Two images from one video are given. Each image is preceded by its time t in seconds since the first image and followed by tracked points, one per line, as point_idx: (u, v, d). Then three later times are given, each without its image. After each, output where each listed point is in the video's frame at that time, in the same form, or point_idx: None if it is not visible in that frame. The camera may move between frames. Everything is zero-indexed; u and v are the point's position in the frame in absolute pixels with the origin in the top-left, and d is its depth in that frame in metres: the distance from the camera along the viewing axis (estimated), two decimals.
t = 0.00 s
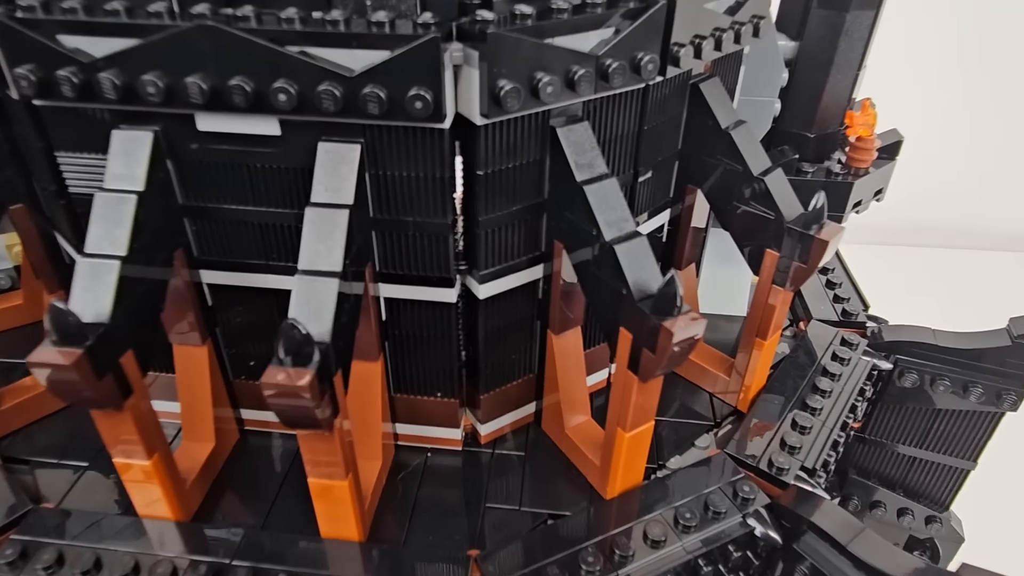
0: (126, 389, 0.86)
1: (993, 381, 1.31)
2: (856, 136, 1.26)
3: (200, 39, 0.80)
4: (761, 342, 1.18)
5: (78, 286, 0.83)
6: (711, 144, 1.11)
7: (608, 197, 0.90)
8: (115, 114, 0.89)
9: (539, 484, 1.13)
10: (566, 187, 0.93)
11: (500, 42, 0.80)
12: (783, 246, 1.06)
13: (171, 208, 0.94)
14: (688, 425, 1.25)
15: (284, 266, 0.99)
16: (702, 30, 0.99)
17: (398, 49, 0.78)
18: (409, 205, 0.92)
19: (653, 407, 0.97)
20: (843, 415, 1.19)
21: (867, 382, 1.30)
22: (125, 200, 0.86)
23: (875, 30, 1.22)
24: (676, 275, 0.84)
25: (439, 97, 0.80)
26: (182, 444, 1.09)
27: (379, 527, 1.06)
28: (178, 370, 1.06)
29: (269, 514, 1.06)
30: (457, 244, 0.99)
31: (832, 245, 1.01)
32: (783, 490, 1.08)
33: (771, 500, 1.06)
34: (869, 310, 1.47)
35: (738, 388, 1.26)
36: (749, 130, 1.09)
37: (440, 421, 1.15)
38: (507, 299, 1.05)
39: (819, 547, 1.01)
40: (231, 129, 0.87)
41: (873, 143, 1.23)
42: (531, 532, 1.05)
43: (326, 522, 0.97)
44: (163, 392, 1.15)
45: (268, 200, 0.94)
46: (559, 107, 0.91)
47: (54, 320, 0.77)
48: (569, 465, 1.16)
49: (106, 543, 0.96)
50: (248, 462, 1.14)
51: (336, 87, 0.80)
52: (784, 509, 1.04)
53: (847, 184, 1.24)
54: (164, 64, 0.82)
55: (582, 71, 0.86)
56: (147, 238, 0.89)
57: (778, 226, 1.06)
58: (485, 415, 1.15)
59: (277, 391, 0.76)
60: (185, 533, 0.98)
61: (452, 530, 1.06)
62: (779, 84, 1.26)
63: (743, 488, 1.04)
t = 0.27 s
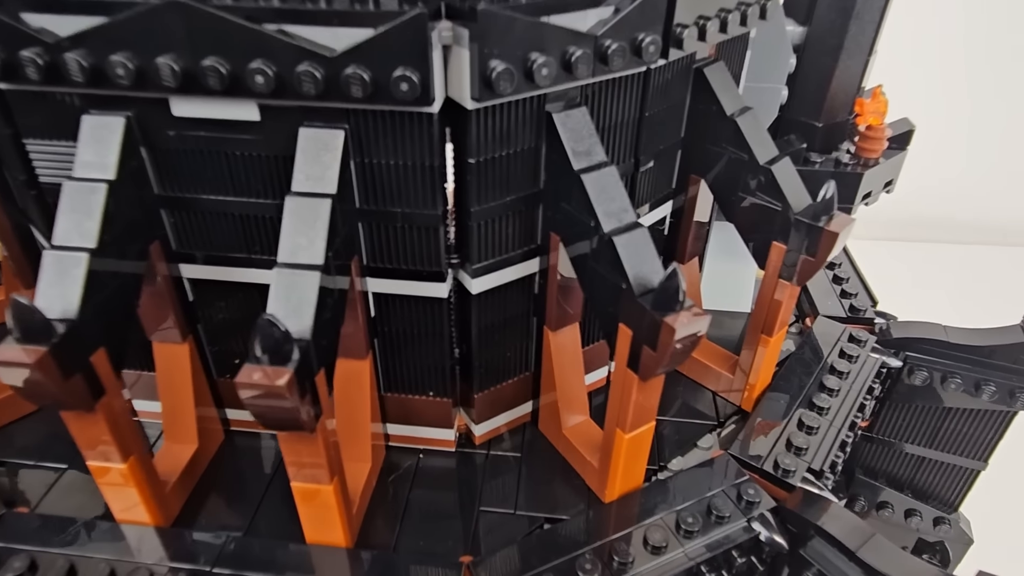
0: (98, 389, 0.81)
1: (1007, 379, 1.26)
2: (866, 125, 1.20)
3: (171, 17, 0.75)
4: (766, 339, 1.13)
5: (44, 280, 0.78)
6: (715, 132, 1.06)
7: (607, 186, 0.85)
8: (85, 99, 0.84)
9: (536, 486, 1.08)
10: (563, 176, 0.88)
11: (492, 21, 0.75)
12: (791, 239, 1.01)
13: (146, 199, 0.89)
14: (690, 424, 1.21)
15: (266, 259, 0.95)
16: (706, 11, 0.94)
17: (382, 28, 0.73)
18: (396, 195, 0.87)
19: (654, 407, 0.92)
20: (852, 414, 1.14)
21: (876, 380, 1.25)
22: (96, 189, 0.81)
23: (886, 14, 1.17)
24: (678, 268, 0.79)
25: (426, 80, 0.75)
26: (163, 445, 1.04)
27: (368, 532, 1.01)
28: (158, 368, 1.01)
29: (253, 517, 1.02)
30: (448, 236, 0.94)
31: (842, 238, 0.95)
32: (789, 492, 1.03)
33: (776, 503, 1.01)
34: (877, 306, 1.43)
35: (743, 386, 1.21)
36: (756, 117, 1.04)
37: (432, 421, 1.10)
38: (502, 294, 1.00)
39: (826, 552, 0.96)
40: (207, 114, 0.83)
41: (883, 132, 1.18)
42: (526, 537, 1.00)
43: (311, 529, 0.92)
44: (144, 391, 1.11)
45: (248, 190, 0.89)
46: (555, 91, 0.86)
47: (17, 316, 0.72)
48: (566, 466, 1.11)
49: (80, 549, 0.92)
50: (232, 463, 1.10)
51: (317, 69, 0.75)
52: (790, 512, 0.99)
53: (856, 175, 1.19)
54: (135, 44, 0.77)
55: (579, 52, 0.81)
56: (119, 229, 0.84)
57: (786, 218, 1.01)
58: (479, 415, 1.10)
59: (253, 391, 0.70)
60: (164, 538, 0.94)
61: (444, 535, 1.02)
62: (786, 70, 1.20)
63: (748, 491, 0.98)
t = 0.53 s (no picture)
0: (71, 394, 0.76)
1: None
2: (880, 113, 1.16)
3: None
4: (776, 338, 1.09)
5: (11, 278, 0.73)
6: (723, 122, 1.01)
7: (610, 177, 0.80)
8: (56, 85, 0.79)
9: (535, 492, 1.04)
10: (564, 167, 0.83)
11: None
12: (803, 233, 0.96)
13: (123, 191, 0.84)
14: (696, 426, 1.16)
15: (252, 256, 0.90)
16: None
17: (370, 7, 0.68)
18: (387, 187, 0.82)
19: (661, 412, 0.87)
20: (865, 416, 1.10)
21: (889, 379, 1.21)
22: (66, 181, 0.76)
23: None
24: (688, 265, 0.74)
25: (417, 63, 0.70)
26: (146, 450, 1.00)
27: (360, 541, 0.97)
28: (140, 369, 0.97)
29: (240, 525, 0.97)
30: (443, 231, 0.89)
31: (858, 232, 0.90)
32: (801, 499, 0.98)
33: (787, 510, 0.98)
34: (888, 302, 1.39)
35: (751, 386, 1.17)
36: (766, 104, 0.99)
37: (427, 424, 1.05)
38: (500, 292, 0.95)
39: (839, 561, 0.93)
40: (185, 101, 0.78)
41: (898, 120, 1.14)
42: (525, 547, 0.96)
43: (299, 539, 0.88)
44: (127, 393, 1.06)
45: (231, 182, 0.84)
46: (556, 76, 0.81)
47: None
48: (567, 470, 1.07)
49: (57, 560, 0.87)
50: (219, 468, 1.05)
51: (300, 51, 0.70)
52: (801, 520, 0.96)
53: (870, 166, 1.14)
54: (106, 25, 0.72)
55: (582, 34, 0.76)
56: (93, 224, 0.79)
57: (798, 211, 0.95)
58: (476, 417, 1.05)
59: (232, 399, 0.66)
60: (146, 549, 0.90)
61: (439, 543, 0.97)
62: (797, 56, 1.16)
63: (758, 498, 0.94)
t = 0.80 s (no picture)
0: (47, 403, 0.73)
1: None
2: (890, 106, 1.12)
3: None
4: (782, 339, 1.05)
5: None
6: (730, 115, 0.97)
7: (613, 175, 0.76)
8: (28, 78, 0.75)
9: (534, 498, 1.01)
10: (563, 164, 0.80)
11: None
12: (813, 232, 0.92)
13: (101, 190, 0.80)
14: (699, 429, 1.13)
15: (238, 256, 0.86)
16: None
17: None
18: (378, 185, 0.78)
19: (664, 418, 0.84)
20: (874, 419, 1.06)
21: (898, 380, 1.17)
22: (39, 180, 0.72)
23: None
24: (694, 268, 0.70)
25: (409, 55, 0.66)
26: (130, 456, 0.96)
27: (353, 550, 0.93)
28: (123, 373, 0.93)
29: (229, 534, 0.94)
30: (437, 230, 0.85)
31: (870, 231, 0.87)
32: (809, 507, 0.95)
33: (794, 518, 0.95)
34: (896, 300, 1.36)
35: (755, 387, 1.14)
36: (775, 97, 0.95)
37: (421, 428, 1.02)
38: (496, 293, 0.92)
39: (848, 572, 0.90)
40: (164, 95, 0.74)
41: (909, 113, 1.10)
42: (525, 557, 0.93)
43: (287, 551, 0.84)
44: (111, 397, 1.03)
45: (215, 180, 0.80)
46: (555, 69, 0.77)
47: None
48: (566, 476, 1.03)
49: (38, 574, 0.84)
50: (206, 473, 1.02)
51: (285, 43, 0.66)
52: (809, 529, 0.93)
53: (879, 160, 1.10)
54: (78, 15, 0.68)
55: (583, 24, 0.72)
56: (69, 225, 0.76)
57: (808, 208, 0.92)
58: (473, 421, 1.02)
59: (215, 412, 0.62)
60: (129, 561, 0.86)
61: (432, 552, 0.94)
62: (805, 47, 1.13)
63: (765, 506, 0.90)
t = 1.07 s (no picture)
0: (16, 411, 0.70)
1: None
2: (891, 100, 1.10)
3: None
4: (779, 340, 1.03)
5: None
6: (726, 110, 0.94)
7: (604, 172, 0.73)
8: None
9: (525, 504, 0.98)
10: (553, 161, 0.77)
11: None
12: (811, 229, 0.90)
13: (73, 188, 0.77)
14: (694, 431, 1.10)
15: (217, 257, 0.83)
16: None
17: None
18: (361, 183, 0.75)
19: (658, 423, 0.81)
20: (873, 421, 1.04)
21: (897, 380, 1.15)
22: (6, 178, 0.69)
23: None
24: (688, 269, 0.68)
25: (390, 47, 0.63)
26: (109, 463, 0.93)
27: (338, 558, 0.91)
28: (99, 377, 0.90)
29: (211, 542, 0.91)
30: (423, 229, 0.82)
31: (871, 229, 0.84)
32: (806, 512, 0.93)
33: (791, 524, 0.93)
34: (895, 298, 1.33)
35: (752, 389, 1.11)
36: (773, 90, 0.92)
37: (409, 432, 0.99)
38: (485, 294, 0.89)
39: None
40: (136, 90, 0.71)
41: (910, 108, 1.07)
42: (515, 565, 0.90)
43: (268, 562, 0.81)
44: (91, 402, 1.00)
45: (191, 177, 0.77)
46: (544, 62, 0.74)
47: None
48: (559, 480, 1.01)
49: None
50: (188, 479, 0.99)
51: (259, 34, 0.63)
52: (807, 537, 0.91)
53: (879, 156, 1.07)
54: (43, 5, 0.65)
55: (573, 15, 0.69)
56: (38, 224, 0.73)
57: (807, 206, 0.89)
58: (462, 425, 0.99)
59: (186, 422, 0.59)
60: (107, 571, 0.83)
61: (420, 559, 0.91)
62: (803, 39, 1.10)
63: (761, 511, 0.88)
